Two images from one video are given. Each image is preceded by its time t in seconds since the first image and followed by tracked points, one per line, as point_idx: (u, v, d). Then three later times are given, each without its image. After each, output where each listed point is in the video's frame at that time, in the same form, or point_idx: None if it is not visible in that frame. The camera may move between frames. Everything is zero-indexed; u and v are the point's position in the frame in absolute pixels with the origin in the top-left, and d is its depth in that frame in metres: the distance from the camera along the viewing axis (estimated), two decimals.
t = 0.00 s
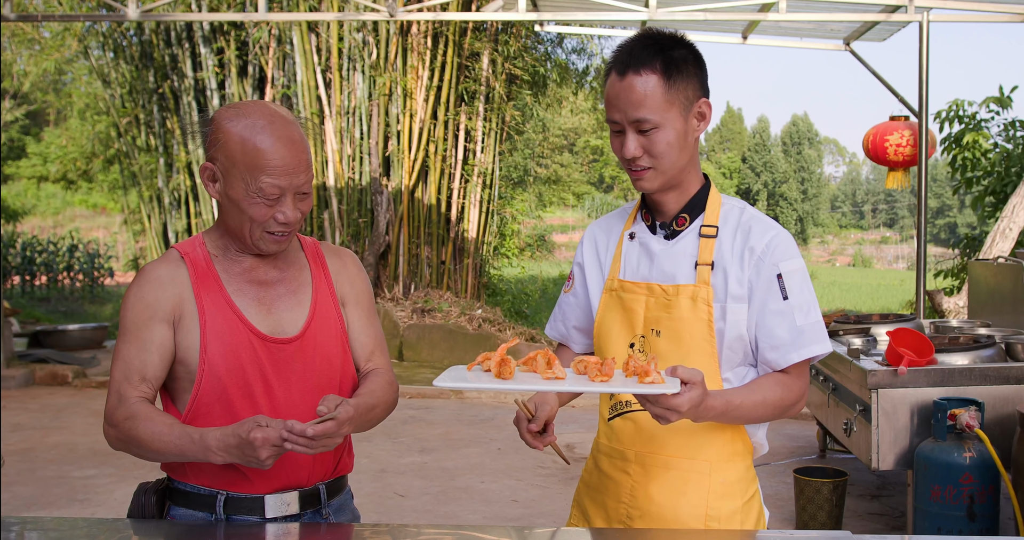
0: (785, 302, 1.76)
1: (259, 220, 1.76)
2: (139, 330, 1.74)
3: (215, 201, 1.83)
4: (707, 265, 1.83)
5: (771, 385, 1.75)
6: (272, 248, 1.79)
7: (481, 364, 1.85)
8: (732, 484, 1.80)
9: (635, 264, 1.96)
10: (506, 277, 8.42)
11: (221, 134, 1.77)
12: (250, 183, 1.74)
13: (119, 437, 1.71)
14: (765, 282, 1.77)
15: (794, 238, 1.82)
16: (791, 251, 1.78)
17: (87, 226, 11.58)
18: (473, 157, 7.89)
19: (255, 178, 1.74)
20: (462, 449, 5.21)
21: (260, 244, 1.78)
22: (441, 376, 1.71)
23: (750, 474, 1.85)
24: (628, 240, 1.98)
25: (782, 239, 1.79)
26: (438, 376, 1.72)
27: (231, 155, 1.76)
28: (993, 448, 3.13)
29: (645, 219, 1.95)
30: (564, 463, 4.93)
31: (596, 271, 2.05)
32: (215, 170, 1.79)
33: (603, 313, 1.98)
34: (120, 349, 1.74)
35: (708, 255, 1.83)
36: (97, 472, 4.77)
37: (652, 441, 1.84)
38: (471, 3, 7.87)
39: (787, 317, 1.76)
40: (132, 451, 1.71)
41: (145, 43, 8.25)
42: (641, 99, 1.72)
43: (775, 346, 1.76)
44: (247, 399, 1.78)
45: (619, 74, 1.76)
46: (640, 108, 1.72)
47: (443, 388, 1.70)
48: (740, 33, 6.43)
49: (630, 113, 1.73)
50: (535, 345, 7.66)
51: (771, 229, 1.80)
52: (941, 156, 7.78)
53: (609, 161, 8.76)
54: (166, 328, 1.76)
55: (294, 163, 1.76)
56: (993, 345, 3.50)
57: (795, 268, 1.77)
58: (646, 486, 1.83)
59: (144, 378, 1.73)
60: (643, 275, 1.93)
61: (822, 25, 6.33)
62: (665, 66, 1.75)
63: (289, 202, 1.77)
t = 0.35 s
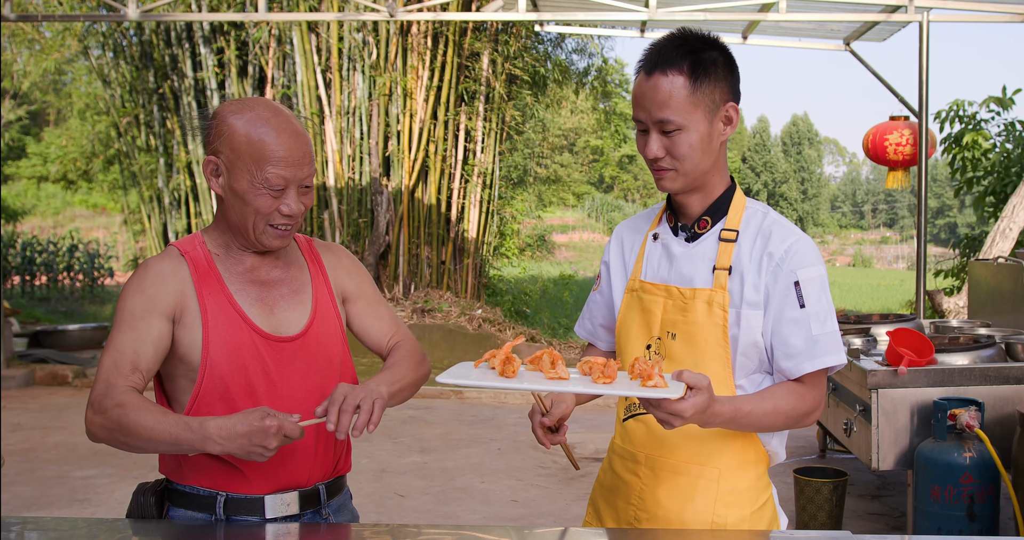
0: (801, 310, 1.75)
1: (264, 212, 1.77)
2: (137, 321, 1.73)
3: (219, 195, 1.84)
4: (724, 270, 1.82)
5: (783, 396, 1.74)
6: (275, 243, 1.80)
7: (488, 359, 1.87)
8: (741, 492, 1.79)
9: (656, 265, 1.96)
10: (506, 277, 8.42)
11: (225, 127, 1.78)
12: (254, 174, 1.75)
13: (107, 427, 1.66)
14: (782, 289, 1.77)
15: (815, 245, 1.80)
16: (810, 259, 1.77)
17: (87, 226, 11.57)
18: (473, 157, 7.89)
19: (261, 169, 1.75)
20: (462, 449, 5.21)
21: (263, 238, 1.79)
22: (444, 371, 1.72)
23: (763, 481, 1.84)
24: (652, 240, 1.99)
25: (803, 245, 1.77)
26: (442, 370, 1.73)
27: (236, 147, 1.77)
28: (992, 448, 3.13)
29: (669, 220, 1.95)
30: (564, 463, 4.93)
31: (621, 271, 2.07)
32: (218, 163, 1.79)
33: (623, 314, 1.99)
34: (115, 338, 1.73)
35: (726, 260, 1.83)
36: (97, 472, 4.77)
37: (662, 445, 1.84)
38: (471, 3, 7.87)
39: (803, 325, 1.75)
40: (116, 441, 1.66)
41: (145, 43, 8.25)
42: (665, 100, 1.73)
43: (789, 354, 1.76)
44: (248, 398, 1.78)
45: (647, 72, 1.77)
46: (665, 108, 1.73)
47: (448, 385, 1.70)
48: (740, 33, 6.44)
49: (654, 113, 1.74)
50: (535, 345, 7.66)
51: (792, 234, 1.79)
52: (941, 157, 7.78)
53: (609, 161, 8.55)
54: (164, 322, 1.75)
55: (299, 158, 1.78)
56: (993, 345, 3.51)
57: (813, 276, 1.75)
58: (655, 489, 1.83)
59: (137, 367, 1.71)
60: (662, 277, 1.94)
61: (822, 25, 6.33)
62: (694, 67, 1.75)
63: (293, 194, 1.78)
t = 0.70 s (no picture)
0: (811, 315, 1.75)
1: (272, 209, 1.77)
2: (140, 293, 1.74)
3: (229, 191, 1.84)
4: (734, 272, 1.83)
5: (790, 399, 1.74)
6: (282, 241, 1.80)
7: (495, 361, 1.86)
8: (746, 493, 1.79)
9: (666, 265, 1.97)
10: (506, 277, 8.42)
11: (239, 124, 1.79)
12: (265, 170, 1.76)
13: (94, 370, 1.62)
14: (791, 293, 1.77)
15: (827, 249, 1.79)
16: (821, 264, 1.76)
17: (87, 226, 11.57)
18: (473, 157, 7.89)
19: (270, 166, 1.76)
20: (462, 449, 5.21)
21: (271, 236, 1.79)
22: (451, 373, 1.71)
23: (769, 483, 1.84)
24: (663, 240, 1.99)
25: (814, 250, 1.77)
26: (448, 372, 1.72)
27: (247, 143, 1.77)
28: (992, 448, 3.13)
29: (681, 221, 1.95)
30: (564, 463, 4.93)
31: (632, 269, 2.08)
32: (230, 160, 1.80)
33: (632, 314, 2.00)
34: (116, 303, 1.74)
35: (736, 262, 1.83)
36: (97, 472, 4.77)
37: (668, 444, 1.84)
38: (471, 3, 7.87)
39: (811, 331, 1.75)
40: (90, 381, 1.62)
41: (145, 43, 8.25)
42: (680, 101, 1.73)
43: (796, 360, 1.76)
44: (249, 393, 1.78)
45: (663, 73, 1.77)
46: (679, 110, 1.73)
47: (453, 385, 1.70)
48: (740, 33, 6.44)
49: (668, 114, 1.74)
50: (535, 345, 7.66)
51: (804, 239, 1.79)
52: (941, 157, 7.78)
53: (610, 161, 8.58)
54: (169, 305, 1.76)
55: (308, 157, 1.78)
56: (993, 345, 3.51)
57: (823, 281, 1.75)
58: (660, 488, 1.83)
59: (133, 330, 1.71)
60: (672, 278, 1.94)
61: (822, 25, 6.33)
62: (709, 69, 1.75)
63: (302, 193, 1.78)
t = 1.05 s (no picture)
0: (813, 313, 1.75)
1: (280, 205, 1.77)
2: (135, 310, 1.74)
3: (233, 188, 1.84)
4: (736, 270, 1.82)
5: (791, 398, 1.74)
6: (287, 238, 1.80)
7: (498, 360, 1.86)
8: (746, 493, 1.79)
9: (666, 263, 1.97)
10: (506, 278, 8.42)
11: (246, 121, 1.79)
12: (273, 166, 1.76)
13: (85, 406, 1.68)
14: (794, 292, 1.77)
15: (828, 249, 1.80)
16: (823, 263, 1.77)
17: (87, 226, 11.56)
18: (473, 157, 7.89)
19: (278, 161, 1.76)
20: (463, 449, 5.21)
21: (277, 233, 1.79)
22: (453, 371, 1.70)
23: (768, 483, 1.84)
24: (663, 239, 1.99)
25: (815, 249, 1.77)
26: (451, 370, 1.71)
27: (254, 140, 1.77)
28: (992, 448, 3.13)
29: (681, 219, 1.95)
30: (564, 463, 4.93)
31: (630, 267, 2.07)
32: (237, 156, 1.80)
33: (632, 312, 1.99)
34: (114, 327, 1.75)
35: (738, 261, 1.83)
36: (97, 472, 4.77)
37: (668, 444, 1.84)
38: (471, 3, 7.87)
39: (814, 329, 1.75)
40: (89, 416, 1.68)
41: (145, 43, 8.25)
42: (689, 94, 1.73)
43: (799, 358, 1.76)
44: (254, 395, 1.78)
45: (671, 67, 1.76)
46: (688, 104, 1.73)
47: (456, 385, 1.70)
48: (740, 33, 6.44)
49: (678, 108, 1.74)
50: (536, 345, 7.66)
51: (806, 238, 1.79)
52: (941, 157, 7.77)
53: (609, 161, 8.52)
54: (165, 314, 1.76)
55: (316, 154, 1.79)
56: (993, 345, 3.51)
57: (825, 280, 1.75)
58: (660, 488, 1.83)
59: (129, 352, 1.72)
60: (672, 276, 1.94)
61: (822, 25, 6.33)
62: (717, 65, 1.75)
63: (310, 190, 1.79)
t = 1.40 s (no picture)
0: (809, 310, 1.76)
1: (270, 208, 1.77)
2: (128, 322, 1.72)
3: (220, 189, 1.82)
4: (731, 270, 1.82)
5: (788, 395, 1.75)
6: (275, 241, 1.81)
7: (497, 363, 1.86)
8: (743, 493, 1.79)
9: (658, 265, 1.96)
10: (506, 278, 8.43)
11: (236, 122, 1.79)
12: (265, 169, 1.76)
13: (89, 424, 1.65)
14: (789, 290, 1.77)
15: (821, 247, 1.81)
16: (818, 260, 1.77)
17: (87, 226, 11.57)
18: (473, 157, 7.88)
19: (270, 165, 1.76)
20: (462, 449, 5.21)
21: (265, 236, 1.80)
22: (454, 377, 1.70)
23: (764, 483, 1.84)
24: (653, 241, 1.99)
25: (809, 247, 1.78)
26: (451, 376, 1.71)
27: (245, 142, 1.77)
28: (992, 448, 3.13)
29: (672, 221, 1.96)
30: (564, 463, 4.93)
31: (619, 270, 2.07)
32: (227, 157, 1.79)
33: (623, 314, 1.98)
34: (104, 340, 1.72)
35: (733, 260, 1.83)
36: (97, 472, 4.77)
37: (664, 446, 1.83)
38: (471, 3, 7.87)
39: (810, 326, 1.75)
40: (101, 435, 1.65)
41: (145, 43, 8.26)
42: (701, 79, 1.74)
43: (796, 355, 1.76)
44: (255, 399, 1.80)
45: (679, 54, 1.77)
46: (699, 87, 1.74)
47: (456, 389, 1.70)
48: (740, 33, 6.44)
49: (688, 92, 1.75)
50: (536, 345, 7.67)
51: (799, 236, 1.80)
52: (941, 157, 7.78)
53: (609, 161, 8.62)
54: (159, 324, 1.74)
55: (308, 158, 1.80)
56: (993, 345, 3.51)
57: (820, 277, 1.76)
58: (656, 490, 1.82)
59: (127, 366, 1.70)
60: (664, 277, 1.94)
61: (822, 25, 6.33)
62: (723, 57, 1.78)
63: (300, 193, 1.79)
